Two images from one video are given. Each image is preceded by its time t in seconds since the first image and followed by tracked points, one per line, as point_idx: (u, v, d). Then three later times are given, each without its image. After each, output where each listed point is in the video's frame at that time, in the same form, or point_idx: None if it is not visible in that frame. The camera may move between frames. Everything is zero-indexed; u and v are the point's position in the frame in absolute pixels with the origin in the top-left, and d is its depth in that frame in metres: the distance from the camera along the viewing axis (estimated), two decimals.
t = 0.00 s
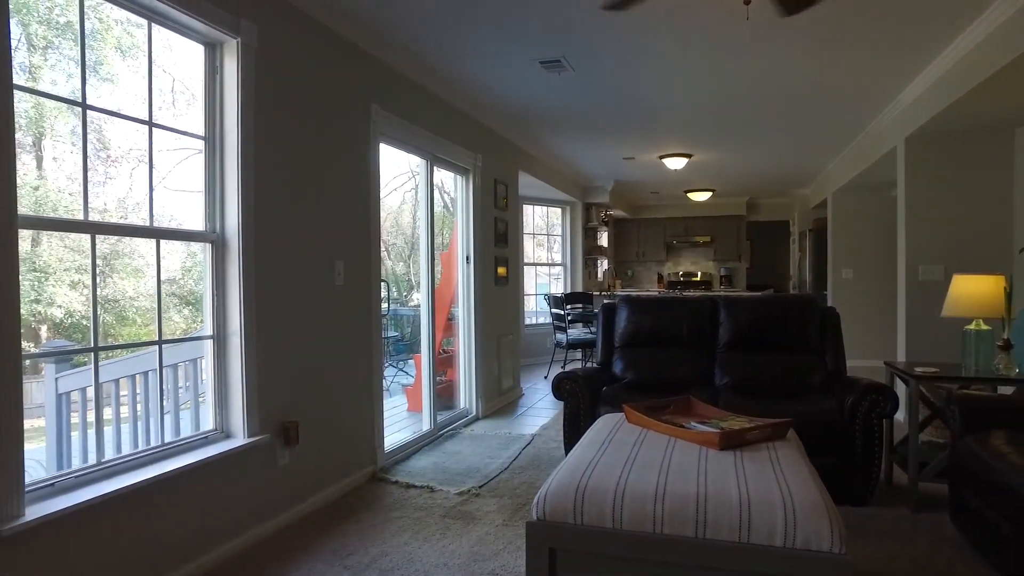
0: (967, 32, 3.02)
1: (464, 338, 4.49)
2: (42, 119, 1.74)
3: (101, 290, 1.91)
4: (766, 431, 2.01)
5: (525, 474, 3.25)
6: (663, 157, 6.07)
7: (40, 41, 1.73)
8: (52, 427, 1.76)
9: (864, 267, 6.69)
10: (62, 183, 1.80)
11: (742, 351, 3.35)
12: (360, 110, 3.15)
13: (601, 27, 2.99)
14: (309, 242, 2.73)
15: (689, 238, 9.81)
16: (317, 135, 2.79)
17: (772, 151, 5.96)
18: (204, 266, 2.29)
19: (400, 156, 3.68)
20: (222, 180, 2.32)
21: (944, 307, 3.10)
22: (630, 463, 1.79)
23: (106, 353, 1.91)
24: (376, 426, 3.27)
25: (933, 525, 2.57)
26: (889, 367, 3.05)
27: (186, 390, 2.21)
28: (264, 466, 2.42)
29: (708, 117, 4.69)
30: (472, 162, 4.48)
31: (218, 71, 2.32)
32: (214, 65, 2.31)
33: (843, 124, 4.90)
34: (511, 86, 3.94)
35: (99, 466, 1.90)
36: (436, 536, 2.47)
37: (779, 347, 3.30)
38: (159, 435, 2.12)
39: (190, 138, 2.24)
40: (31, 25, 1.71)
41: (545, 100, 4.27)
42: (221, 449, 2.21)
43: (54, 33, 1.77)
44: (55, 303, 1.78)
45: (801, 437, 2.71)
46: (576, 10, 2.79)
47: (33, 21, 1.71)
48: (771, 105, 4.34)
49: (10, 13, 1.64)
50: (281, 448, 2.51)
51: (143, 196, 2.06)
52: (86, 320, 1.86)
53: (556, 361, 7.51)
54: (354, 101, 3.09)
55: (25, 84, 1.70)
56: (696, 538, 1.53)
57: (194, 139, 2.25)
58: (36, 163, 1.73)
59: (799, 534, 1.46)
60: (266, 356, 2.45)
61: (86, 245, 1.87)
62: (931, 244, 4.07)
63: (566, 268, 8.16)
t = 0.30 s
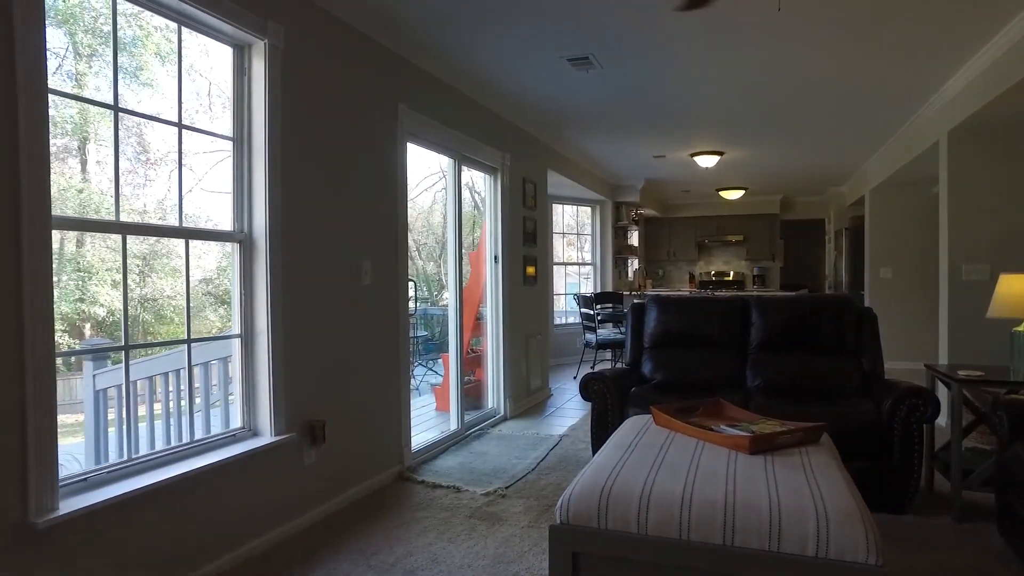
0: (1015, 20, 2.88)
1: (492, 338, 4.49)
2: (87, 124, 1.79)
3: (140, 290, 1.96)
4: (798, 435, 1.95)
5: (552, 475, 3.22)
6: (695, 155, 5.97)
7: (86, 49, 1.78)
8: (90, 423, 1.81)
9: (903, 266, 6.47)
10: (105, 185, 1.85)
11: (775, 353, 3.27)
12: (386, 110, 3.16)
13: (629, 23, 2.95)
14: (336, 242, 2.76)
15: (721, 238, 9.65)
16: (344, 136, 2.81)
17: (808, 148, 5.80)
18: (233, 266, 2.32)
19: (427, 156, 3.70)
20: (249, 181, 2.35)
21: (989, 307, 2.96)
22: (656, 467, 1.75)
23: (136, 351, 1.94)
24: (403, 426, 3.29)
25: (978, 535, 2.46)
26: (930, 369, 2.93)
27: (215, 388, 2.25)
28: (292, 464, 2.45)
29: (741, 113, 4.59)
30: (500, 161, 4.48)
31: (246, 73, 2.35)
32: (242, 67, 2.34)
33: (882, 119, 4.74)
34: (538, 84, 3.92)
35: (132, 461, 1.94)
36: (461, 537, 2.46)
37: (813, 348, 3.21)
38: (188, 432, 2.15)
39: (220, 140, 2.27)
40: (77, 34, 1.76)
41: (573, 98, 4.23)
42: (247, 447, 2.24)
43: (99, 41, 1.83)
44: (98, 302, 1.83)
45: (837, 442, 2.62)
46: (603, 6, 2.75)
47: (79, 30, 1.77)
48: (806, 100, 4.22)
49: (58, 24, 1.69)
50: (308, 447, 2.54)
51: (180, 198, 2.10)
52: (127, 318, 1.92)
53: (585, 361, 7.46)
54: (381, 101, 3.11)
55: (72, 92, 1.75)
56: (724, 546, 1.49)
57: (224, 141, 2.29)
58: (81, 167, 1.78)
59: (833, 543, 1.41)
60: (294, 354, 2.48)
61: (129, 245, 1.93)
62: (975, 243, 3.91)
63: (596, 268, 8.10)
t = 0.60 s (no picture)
0: None
1: (522, 336, 4.48)
2: (131, 127, 1.87)
3: (179, 289, 2.03)
4: (832, 437, 1.88)
5: (580, 476, 3.20)
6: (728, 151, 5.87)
7: (129, 55, 1.86)
8: (128, 418, 1.87)
9: (947, 264, 6.24)
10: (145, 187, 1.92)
11: (810, 353, 3.18)
12: (414, 109, 3.18)
13: (657, 17, 2.89)
14: (363, 241, 2.78)
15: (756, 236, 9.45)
16: (372, 136, 2.84)
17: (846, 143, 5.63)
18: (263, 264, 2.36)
19: (456, 155, 3.72)
20: (278, 180, 2.38)
21: None
22: (683, 468, 1.71)
23: (165, 349, 1.98)
24: (431, 423, 3.30)
25: None
26: (976, 371, 2.80)
27: (246, 385, 2.30)
28: (320, 461, 2.48)
29: (775, 108, 4.48)
30: (529, 159, 4.46)
31: (275, 73, 2.38)
32: (271, 67, 2.37)
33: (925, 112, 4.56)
34: (567, 81, 3.89)
35: (166, 454, 1.98)
36: (487, 536, 2.46)
37: (851, 349, 3.12)
38: (218, 428, 2.19)
39: (250, 140, 2.31)
40: (122, 41, 1.84)
41: (601, 95, 4.19)
42: (274, 444, 2.27)
43: (141, 48, 1.90)
44: (140, 301, 1.90)
45: (875, 446, 2.53)
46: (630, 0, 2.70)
47: (123, 37, 1.85)
48: (844, 93, 4.09)
49: (103, 32, 1.77)
50: (336, 444, 2.56)
51: (218, 199, 2.18)
52: (166, 316, 1.99)
53: (616, 360, 7.40)
54: (409, 100, 3.13)
55: (116, 96, 1.83)
56: (753, 550, 1.45)
57: (254, 140, 2.33)
58: (125, 170, 1.86)
59: (868, 550, 1.36)
60: (322, 352, 2.51)
61: (168, 245, 2.00)
62: None
63: (628, 266, 8.02)
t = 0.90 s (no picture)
0: None
1: (553, 335, 4.47)
2: (172, 131, 1.95)
3: (218, 288, 2.10)
4: (868, 440, 1.82)
5: (609, 476, 3.17)
6: (763, 147, 5.74)
7: (170, 61, 1.94)
8: (165, 413, 1.94)
9: (996, 262, 5.97)
10: (188, 189, 2.00)
11: (848, 352, 3.08)
12: (443, 108, 3.19)
13: (687, 10, 2.84)
14: (391, 239, 2.80)
15: (793, 234, 9.23)
16: (400, 136, 2.87)
17: (887, 138, 5.45)
18: (291, 262, 2.39)
19: (485, 154, 3.73)
20: (307, 178, 2.42)
21: None
22: (711, 469, 1.67)
23: (195, 346, 2.01)
24: (460, 421, 3.32)
25: None
26: None
27: (278, 380, 2.34)
28: (348, 457, 2.52)
29: (811, 102, 4.35)
30: (559, 156, 4.44)
31: (303, 72, 2.42)
32: (300, 66, 2.41)
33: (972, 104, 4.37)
34: (596, 77, 3.85)
35: (201, 447, 2.04)
36: (513, 535, 2.45)
37: (890, 349, 3.01)
38: (250, 423, 2.24)
39: (280, 140, 2.35)
40: (164, 47, 1.93)
41: (630, 91, 4.14)
42: (303, 439, 2.30)
43: (182, 53, 1.98)
44: (179, 300, 1.97)
45: (915, 449, 2.44)
46: None
47: (166, 44, 1.93)
48: (885, 85, 3.95)
49: (147, 39, 1.86)
50: (364, 440, 2.60)
51: (256, 199, 2.25)
52: (206, 314, 2.05)
53: (648, 360, 7.32)
54: (438, 100, 3.15)
55: (159, 101, 1.91)
56: (781, 554, 1.41)
57: (283, 139, 2.36)
58: (168, 173, 1.94)
59: (903, 557, 1.30)
60: (349, 349, 2.53)
61: (206, 245, 2.06)
62: None
63: (660, 265, 7.92)
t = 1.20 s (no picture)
0: None
1: (584, 334, 4.44)
2: (215, 135, 2.02)
3: (258, 287, 2.18)
4: (903, 444, 1.75)
5: (638, 477, 3.13)
6: (801, 143, 5.59)
7: (213, 66, 2.01)
8: (202, 410, 2.01)
9: None
10: (230, 190, 2.08)
11: (888, 353, 2.98)
12: (472, 107, 3.20)
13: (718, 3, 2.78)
14: (420, 238, 2.83)
15: (833, 232, 8.96)
16: (429, 136, 2.89)
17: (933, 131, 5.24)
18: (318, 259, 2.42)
19: (515, 152, 3.74)
20: (335, 178, 2.46)
21: None
22: (737, 471, 1.64)
23: (225, 343, 2.06)
24: (488, 420, 3.33)
25: None
26: None
27: (309, 377, 2.40)
28: (376, 453, 2.55)
29: (851, 95, 4.22)
30: (591, 154, 4.42)
31: (332, 72, 2.45)
32: (328, 66, 2.45)
33: None
34: (626, 73, 3.81)
35: (237, 441, 2.11)
36: (539, 534, 2.45)
37: (933, 350, 2.90)
38: (281, 419, 2.29)
39: (309, 139, 2.39)
40: (207, 53, 2.00)
41: (661, 87, 4.09)
42: (332, 435, 2.35)
43: (225, 59, 2.06)
44: (219, 299, 2.04)
45: (959, 455, 2.34)
46: None
47: (209, 50, 2.01)
48: (931, 75, 3.80)
49: (191, 45, 1.94)
50: (392, 437, 2.63)
51: (295, 200, 2.33)
52: (246, 312, 2.14)
53: (682, 361, 7.21)
54: (466, 99, 3.16)
55: (203, 105, 1.99)
56: (807, 560, 1.37)
57: (313, 140, 2.41)
58: (210, 175, 2.01)
59: (936, 567, 1.25)
60: (375, 347, 2.56)
61: (246, 245, 2.14)
62: None
63: (695, 263, 7.80)
